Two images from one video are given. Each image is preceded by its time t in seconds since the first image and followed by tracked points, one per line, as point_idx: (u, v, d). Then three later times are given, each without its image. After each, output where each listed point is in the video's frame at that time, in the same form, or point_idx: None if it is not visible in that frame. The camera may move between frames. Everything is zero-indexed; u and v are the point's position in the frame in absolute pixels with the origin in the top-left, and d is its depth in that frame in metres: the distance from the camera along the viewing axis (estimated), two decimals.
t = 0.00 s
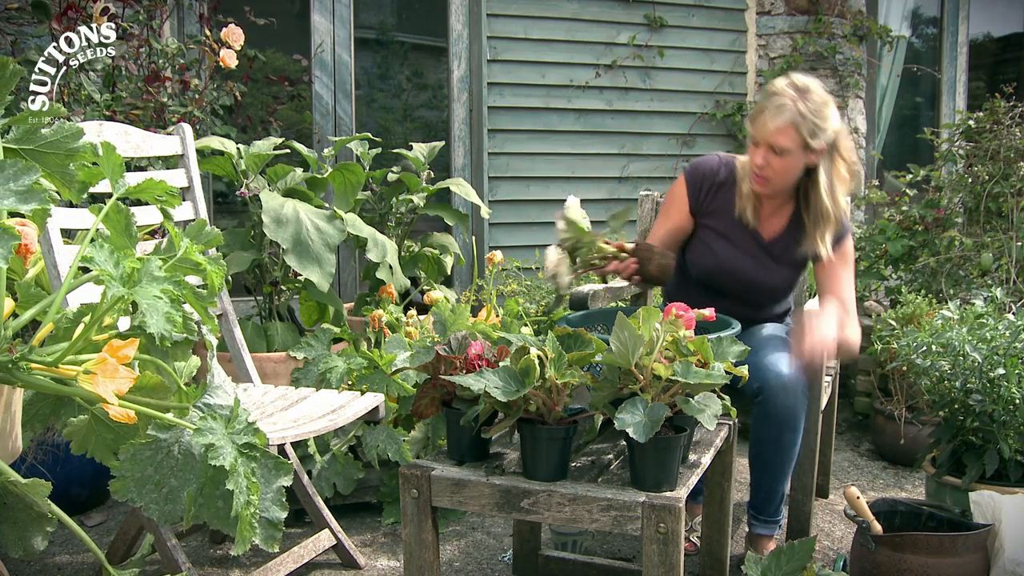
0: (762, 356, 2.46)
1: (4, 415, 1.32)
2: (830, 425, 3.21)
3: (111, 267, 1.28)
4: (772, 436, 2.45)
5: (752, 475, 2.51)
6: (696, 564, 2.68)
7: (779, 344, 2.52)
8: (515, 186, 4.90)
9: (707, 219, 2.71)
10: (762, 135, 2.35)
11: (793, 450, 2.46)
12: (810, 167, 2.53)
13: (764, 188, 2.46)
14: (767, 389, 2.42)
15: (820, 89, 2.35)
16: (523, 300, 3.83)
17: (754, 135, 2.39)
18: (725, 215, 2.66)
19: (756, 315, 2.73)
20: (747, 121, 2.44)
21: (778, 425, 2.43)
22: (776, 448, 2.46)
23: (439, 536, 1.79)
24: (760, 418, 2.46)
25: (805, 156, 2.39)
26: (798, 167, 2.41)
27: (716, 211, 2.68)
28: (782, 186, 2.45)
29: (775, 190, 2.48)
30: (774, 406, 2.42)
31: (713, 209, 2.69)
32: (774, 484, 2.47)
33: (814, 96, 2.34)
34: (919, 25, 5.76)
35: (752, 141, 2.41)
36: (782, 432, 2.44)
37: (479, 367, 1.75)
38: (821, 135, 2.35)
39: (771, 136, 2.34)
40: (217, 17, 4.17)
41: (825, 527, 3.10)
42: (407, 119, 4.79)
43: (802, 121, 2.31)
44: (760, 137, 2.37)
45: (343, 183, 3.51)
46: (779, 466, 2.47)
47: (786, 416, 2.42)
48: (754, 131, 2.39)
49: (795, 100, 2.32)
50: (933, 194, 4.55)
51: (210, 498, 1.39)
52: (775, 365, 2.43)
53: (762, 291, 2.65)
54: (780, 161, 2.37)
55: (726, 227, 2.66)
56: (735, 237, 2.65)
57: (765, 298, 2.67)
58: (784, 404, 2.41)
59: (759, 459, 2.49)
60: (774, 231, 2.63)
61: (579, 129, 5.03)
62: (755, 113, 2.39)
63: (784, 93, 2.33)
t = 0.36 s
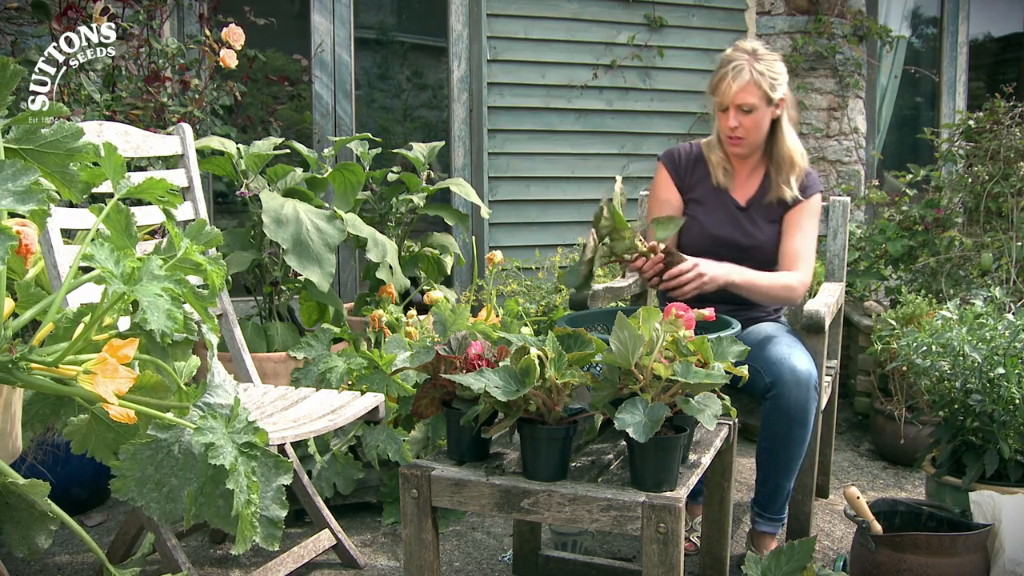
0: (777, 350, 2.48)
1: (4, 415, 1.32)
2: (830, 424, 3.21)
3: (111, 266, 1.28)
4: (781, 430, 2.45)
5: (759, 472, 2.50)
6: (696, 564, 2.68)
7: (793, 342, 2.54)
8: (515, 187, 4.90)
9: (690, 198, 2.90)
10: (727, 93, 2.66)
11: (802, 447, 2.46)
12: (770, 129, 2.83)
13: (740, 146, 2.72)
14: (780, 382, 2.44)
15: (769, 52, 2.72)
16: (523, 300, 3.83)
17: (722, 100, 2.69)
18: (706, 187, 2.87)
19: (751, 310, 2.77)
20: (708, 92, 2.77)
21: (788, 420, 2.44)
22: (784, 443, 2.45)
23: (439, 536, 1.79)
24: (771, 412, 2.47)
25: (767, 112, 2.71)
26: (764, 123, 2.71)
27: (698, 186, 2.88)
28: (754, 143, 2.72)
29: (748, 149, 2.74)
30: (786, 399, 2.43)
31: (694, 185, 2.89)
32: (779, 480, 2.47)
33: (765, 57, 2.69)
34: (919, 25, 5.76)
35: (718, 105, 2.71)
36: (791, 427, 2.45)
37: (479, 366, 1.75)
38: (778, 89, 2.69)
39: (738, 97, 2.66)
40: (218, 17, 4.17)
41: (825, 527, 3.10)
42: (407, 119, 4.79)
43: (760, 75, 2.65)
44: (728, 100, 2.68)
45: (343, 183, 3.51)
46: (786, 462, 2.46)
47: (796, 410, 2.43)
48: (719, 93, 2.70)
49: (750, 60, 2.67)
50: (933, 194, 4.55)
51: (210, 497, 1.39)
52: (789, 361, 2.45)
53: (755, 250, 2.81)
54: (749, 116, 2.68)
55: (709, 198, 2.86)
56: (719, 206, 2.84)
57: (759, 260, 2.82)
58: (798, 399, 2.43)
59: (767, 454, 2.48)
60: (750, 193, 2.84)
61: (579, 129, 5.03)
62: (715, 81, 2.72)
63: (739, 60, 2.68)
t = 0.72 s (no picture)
0: (777, 349, 2.48)
1: (4, 414, 1.32)
2: (830, 424, 3.21)
3: (111, 265, 1.28)
4: (782, 430, 2.45)
5: (759, 472, 2.50)
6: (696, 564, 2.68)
7: (794, 342, 2.54)
8: (515, 187, 4.90)
9: (683, 194, 2.92)
10: (718, 88, 2.66)
11: (803, 446, 2.46)
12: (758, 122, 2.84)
13: (730, 140, 2.73)
14: (781, 381, 2.44)
15: (757, 45, 2.73)
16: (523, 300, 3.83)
17: (712, 94, 2.69)
18: (698, 182, 2.88)
19: (750, 310, 2.76)
20: (698, 87, 2.77)
21: (789, 419, 2.44)
22: (785, 443, 2.46)
23: (439, 536, 1.79)
24: (772, 412, 2.47)
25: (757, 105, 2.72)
26: (754, 116, 2.72)
27: (689, 181, 2.89)
28: (744, 137, 2.73)
29: (739, 142, 2.75)
30: (787, 399, 2.43)
31: (687, 181, 2.90)
32: (780, 480, 2.47)
33: (753, 50, 2.70)
34: (919, 25, 5.76)
35: (709, 99, 2.72)
36: (792, 427, 2.45)
37: (479, 366, 1.75)
38: (767, 82, 2.70)
39: (727, 90, 2.66)
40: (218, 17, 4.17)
41: (825, 527, 3.10)
42: (407, 119, 4.79)
43: (749, 68, 2.66)
44: (717, 93, 2.68)
45: (343, 183, 3.51)
46: (787, 462, 2.46)
47: (797, 410, 2.43)
48: (709, 88, 2.70)
49: (739, 54, 2.68)
50: (933, 194, 4.55)
51: (210, 497, 1.39)
52: (791, 361, 2.45)
53: (745, 243, 2.81)
54: (739, 109, 2.69)
55: (701, 193, 2.87)
56: (711, 201, 2.85)
57: (750, 252, 2.82)
58: (799, 399, 2.43)
59: (767, 454, 2.48)
60: (741, 186, 2.85)
61: (579, 129, 5.03)
62: (705, 75, 2.72)
63: (729, 54, 2.69)
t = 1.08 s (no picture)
0: (778, 350, 2.48)
1: (4, 414, 1.32)
2: (830, 424, 3.21)
3: (110, 264, 1.27)
4: (783, 430, 2.45)
5: (759, 472, 2.51)
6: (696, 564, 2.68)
7: (794, 342, 2.54)
8: (515, 187, 4.90)
9: (679, 193, 2.91)
10: (715, 88, 2.66)
11: (803, 446, 2.46)
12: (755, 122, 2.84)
13: (727, 140, 2.73)
14: (782, 382, 2.44)
15: (755, 45, 2.73)
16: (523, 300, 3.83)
17: (709, 94, 2.69)
18: (695, 183, 2.88)
19: (750, 311, 2.76)
20: (695, 87, 2.77)
21: (790, 419, 2.44)
22: (786, 443, 2.46)
23: (439, 536, 1.79)
24: (772, 412, 2.47)
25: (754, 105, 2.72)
26: (751, 117, 2.72)
27: (687, 182, 2.89)
28: (740, 137, 2.73)
29: (736, 143, 2.75)
30: (788, 399, 2.43)
31: (685, 182, 2.90)
32: (781, 480, 2.46)
33: (750, 50, 2.70)
34: (919, 25, 5.76)
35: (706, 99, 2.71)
36: (793, 427, 2.45)
37: (479, 366, 1.75)
38: (764, 82, 2.70)
39: (725, 91, 2.66)
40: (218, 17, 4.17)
41: (825, 527, 3.10)
42: (407, 118, 4.79)
43: (746, 69, 2.65)
44: (714, 93, 2.68)
45: (343, 183, 3.51)
46: (787, 461, 2.46)
47: (798, 410, 2.43)
48: (707, 88, 2.70)
49: (737, 54, 2.68)
50: (933, 194, 4.55)
51: (210, 496, 1.39)
52: (791, 361, 2.45)
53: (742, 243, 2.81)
54: (736, 110, 2.69)
55: (699, 193, 2.87)
56: (708, 201, 2.85)
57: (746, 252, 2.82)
58: (799, 399, 2.43)
59: (767, 453, 2.48)
60: (737, 186, 2.85)
61: (579, 129, 5.03)
62: (702, 76, 2.72)
63: (727, 53, 2.68)
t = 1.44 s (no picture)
0: (778, 349, 2.49)
1: (4, 414, 1.32)
2: (830, 424, 3.21)
3: (110, 265, 1.27)
4: (783, 430, 2.45)
5: (760, 472, 2.51)
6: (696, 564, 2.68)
7: (795, 342, 2.54)
8: (515, 187, 4.90)
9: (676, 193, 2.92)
10: (712, 89, 2.66)
11: (803, 446, 2.46)
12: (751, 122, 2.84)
13: (724, 140, 2.73)
14: (782, 381, 2.44)
15: (751, 45, 2.72)
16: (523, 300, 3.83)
17: (705, 95, 2.69)
18: (692, 184, 2.88)
19: (750, 312, 2.76)
20: (691, 88, 2.76)
21: (790, 419, 2.44)
22: (786, 443, 2.46)
23: (439, 536, 1.79)
24: (772, 412, 2.47)
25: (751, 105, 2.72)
26: (748, 117, 2.72)
27: (684, 182, 2.89)
28: (737, 137, 2.73)
29: (733, 143, 2.75)
30: (788, 399, 2.43)
31: (681, 182, 2.90)
32: (781, 480, 2.46)
33: (747, 50, 2.70)
34: (919, 25, 5.76)
35: (703, 100, 2.71)
36: (793, 427, 2.45)
37: (479, 366, 1.75)
38: (761, 82, 2.70)
39: (722, 91, 2.66)
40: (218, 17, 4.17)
41: (825, 527, 3.10)
42: (407, 118, 4.79)
43: (744, 69, 2.65)
44: (711, 94, 2.68)
45: (343, 183, 3.50)
46: (787, 461, 2.46)
47: (799, 410, 2.43)
48: (703, 89, 2.70)
49: (734, 55, 2.68)
50: (933, 194, 4.55)
51: (210, 497, 1.39)
52: (791, 361, 2.45)
53: (739, 242, 2.81)
54: (733, 110, 2.69)
55: (695, 193, 2.87)
56: (705, 201, 2.85)
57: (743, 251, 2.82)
58: (799, 399, 2.43)
59: (767, 453, 2.48)
60: (734, 186, 2.85)
61: (579, 129, 5.03)
62: (699, 76, 2.72)
63: (723, 54, 2.68)
